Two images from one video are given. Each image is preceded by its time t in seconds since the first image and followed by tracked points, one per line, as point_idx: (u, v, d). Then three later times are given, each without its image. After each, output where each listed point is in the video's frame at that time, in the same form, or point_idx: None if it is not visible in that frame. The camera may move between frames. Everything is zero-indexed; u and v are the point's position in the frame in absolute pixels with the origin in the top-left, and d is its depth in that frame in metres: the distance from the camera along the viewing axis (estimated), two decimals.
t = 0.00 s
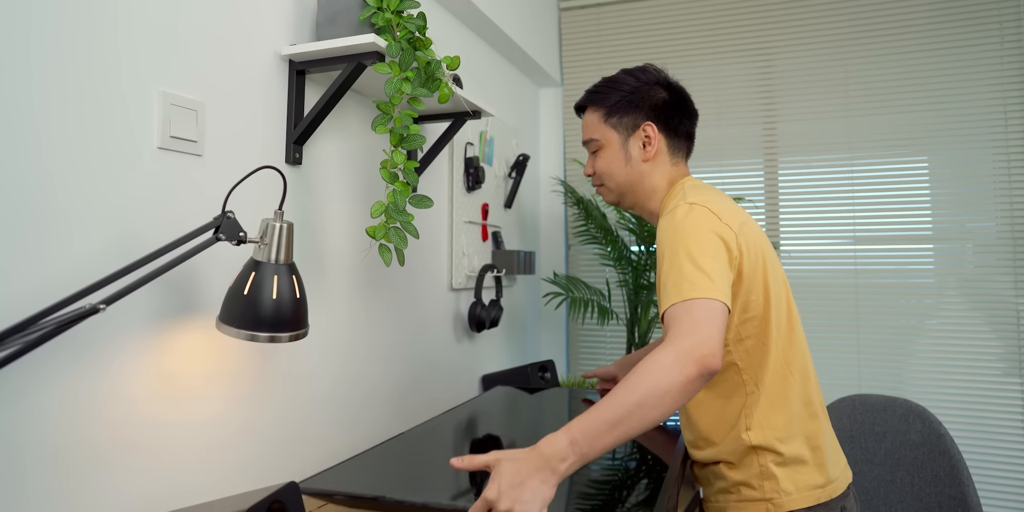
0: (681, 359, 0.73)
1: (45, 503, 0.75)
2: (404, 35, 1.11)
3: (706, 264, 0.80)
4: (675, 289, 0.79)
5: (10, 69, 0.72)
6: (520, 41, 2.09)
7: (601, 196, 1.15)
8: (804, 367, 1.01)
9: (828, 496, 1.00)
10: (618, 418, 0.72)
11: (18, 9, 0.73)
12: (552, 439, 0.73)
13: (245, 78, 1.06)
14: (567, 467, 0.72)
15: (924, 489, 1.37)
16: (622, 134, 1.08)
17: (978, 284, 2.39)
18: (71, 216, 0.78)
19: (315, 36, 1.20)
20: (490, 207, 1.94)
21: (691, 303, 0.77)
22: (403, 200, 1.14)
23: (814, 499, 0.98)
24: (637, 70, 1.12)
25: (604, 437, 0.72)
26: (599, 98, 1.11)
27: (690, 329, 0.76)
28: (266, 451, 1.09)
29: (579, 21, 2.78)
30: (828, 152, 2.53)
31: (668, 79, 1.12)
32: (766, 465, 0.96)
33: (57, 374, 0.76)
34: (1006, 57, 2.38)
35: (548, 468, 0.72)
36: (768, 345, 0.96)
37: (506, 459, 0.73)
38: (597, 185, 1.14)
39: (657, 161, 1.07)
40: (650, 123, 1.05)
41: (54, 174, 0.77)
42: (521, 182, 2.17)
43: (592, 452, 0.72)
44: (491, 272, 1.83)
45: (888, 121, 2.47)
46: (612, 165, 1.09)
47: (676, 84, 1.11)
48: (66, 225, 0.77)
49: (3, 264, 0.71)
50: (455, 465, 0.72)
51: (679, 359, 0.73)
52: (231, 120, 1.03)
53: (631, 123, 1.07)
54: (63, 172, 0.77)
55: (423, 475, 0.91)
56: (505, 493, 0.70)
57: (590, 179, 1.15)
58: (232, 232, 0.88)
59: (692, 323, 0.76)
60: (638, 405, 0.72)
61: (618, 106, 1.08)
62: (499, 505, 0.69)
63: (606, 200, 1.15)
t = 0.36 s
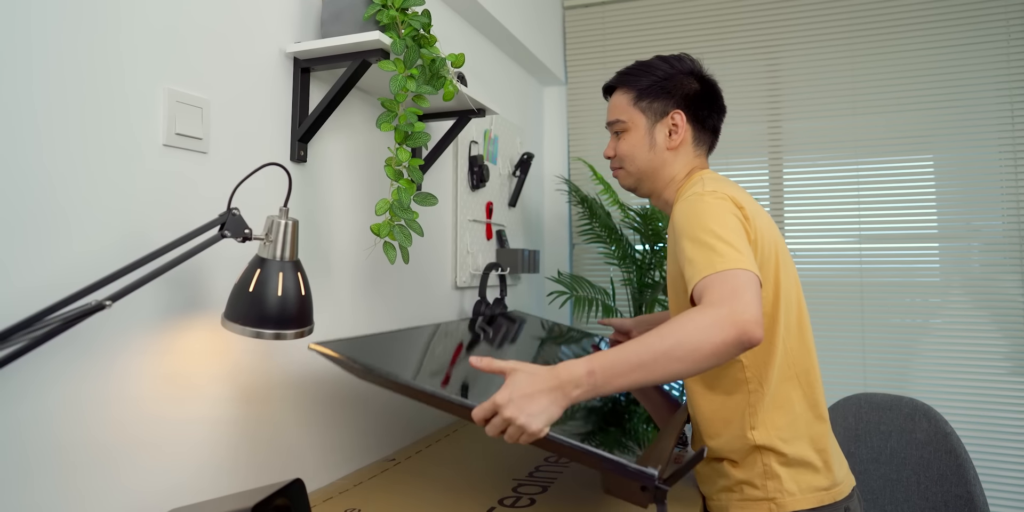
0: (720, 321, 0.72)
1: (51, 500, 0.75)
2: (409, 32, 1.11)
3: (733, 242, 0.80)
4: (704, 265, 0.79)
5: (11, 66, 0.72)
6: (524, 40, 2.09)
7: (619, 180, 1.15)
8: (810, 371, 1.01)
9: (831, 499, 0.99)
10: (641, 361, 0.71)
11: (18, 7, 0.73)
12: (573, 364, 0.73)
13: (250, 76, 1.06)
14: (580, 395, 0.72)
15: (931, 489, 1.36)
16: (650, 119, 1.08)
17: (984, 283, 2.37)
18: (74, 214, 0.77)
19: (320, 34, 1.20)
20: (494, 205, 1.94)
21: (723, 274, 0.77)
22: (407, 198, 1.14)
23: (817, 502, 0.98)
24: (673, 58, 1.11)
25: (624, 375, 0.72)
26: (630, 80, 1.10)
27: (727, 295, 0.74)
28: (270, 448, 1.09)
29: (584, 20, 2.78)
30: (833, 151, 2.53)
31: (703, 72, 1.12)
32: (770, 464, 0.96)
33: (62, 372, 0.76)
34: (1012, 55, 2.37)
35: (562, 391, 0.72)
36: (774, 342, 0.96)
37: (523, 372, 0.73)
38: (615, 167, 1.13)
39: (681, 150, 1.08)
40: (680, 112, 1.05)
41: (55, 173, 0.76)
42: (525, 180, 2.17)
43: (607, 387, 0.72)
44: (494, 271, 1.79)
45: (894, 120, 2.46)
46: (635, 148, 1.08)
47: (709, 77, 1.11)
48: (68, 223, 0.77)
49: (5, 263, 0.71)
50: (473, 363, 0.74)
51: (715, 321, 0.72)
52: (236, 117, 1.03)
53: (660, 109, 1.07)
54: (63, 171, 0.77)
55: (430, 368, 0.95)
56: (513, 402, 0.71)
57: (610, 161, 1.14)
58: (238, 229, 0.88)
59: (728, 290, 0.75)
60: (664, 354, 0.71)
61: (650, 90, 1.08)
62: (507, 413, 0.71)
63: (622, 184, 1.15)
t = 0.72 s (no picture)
0: (726, 339, 0.72)
1: (58, 503, 0.76)
2: (411, 41, 1.12)
3: (749, 256, 0.79)
4: (717, 278, 0.78)
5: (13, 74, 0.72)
6: (526, 45, 2.10)
7: (635, 180, 1.13)
8: (815, 383, 1.02)
9: (831, 507, 1.00)
10: (641, 365, 0.72)
11: (23, 20, 0.74)
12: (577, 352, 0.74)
13: (254, 85, 1.07)
14: (576, 383, 0.73)
15: (933, 492, 1.35)
16: (674, 117, 1.06)
17: (986, 285, 2.37)
18: (75, 224, 0.78)
19: (324, 43, 1.21)
20: (497, 209, 1.94)
21: (739, 291, 0.76)
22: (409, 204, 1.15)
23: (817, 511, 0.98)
24: (690, 55, 1.11)
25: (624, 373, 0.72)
26: (647, 77, 1.08)
27: (741, 314, 0.74)
28: (275, 454, 1.10)
29: (586, 23, 2.78)
30: (835, 153, 2.53)
31: (720, 71, 1.12)
32: (770, 472, 0.97)
33: (69, 381, 0.77)
34: (1015, 57, 2.36)
35: (561, 376, 0.73)
36: (783, 353, 0.97)
37: (528, 346, 0.74)
38: (632, 164, 1.11)
39: (703, 149, 1.08)
40: (705, 110, 1.05)
41: (54, 182, 0.76)
42: (527, 184, 2.18)
43: (606, 381, 0.73)
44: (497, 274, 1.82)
45: (896, 123, 2.46)
46: (659, 146, 1.06)
47: (727, 76, 1.12)
48: (74, 233, 0.78)
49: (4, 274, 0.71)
50: (485, 324, 0.76)
51: (724, 341, 0.72)
52: (241, 125, 1.04)
53: (685, 107, 1.06)
54: (62, 180, 0.77)
55: (436, 308, 0.97)
56: (510, 373, 0.73)
57: (625, 158, 1.11)
58: (242, 238, 0.89)
59: (742, 308, 0.75)
60: (665, 363, 0.71)
61: (675, 87, 1.06)
62: (502, 382, 0.73)
63: (639, 185, 1.13)
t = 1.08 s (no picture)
0: (712, 356, 0.73)
1: (65, 509, 0.77)
2: (414, 49, 1.14)
3: (740, 271, 0.80)
4: (708, 291, 0.79)
5: (16, 80, 0.73)
6: (528, 48, 2.10)
7: (639, 192, 1.13)
8: (813, 389, 1.02)
9: None
10: (628, 377, 0.72)
11: (31, 31, 0.74)
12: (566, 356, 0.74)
13: (258, 92, 1.08)
14: (561, 387, 0.73)
15: (935, 497, 1.35)
16: (673, 129, 1.06)
17: (990, 287, 2.37)
18: (81, 235, 0.79)
19: (327, 50, 1.22)
20: (499, 213, 1.95)
21: (730, 307, 0.77)
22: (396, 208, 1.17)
23: None
24: (680, 64, 1.10)
25: (610, 382, 0.73)
26: (639, 89, 1.07)
27: (729, 330, 0.75)
28: (279, 459, 1.10)
29: (589, 25, 2.79)
30: (838, 155, 2.52)
31: (711, 75, 1.12)
32: (769, 477, 0.97)
33: (75, 388, 0.78)
34: (1019, 58, 2.35)
35: (548, 378, 0.73)
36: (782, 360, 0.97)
37: (522, 343, 0.74)
38: (637, 179, 1.10)
39: (703, 157, 1.09)
40: (703, 118, 1.06)
41: (54, 190, 0.76)
42: (530, 187, 2.18)
43: (592, 388, 0.74)
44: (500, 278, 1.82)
45: (899, 124, 2.46)
46: (663, 159, 1.06)
47: (717, 80, 1.12)
48: (79, 242, 0.78)
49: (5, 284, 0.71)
50: (487, 310, 0.74)
51: (712, 358, 0.73)
52: (245, 132, 1.05)
53: (683, 117, 1.06)
54: (63, 188, 0.77)
55: (444, 284, 0.92)
56: (499, 365, 0.73)
57: (628, 174, 1.11)
58: (246, 245, 0.89)
59: (730, 324, 0.76)
60: (651, 377, 0.72)
61: (671, 99, 1.05)
62: (489, 373, 0.73)
63: (644, 197, 1.13)
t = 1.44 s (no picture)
0: (701, 372, 0.73)
1: None
2: (415, 51, 1.13)
3: (737, 284, 0.80)
4: (701, 305, 0.79)
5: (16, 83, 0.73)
6: (530, 49, 2.10)
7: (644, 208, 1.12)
8: (816, 394, 1.01)
9: None
10: (619, 391, 0.73)
11: (31, 36, 0.74)
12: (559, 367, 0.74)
13: (259, 96, 1.08)
14: (550, 398, 0.73)
15: (938, 501, 1.33)
16: (672, 139, 1.06)
17: (994, 289, 2.36)
18: (81, 240, 0.79)
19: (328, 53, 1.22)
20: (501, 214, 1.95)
21: (723, 321, 0.77)
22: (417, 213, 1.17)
23: None
24: (657, 72, 1.08)
25: (599, 395, 0.73)
26: (625, 104, 1.05)
27: (720, 346, 0.76)
28: (280, 462, 1.10)
29: (590, 26, 2.78)
30: (841, 157, 2.52)
31: (689, 79, 1.11)
32: (771, 480, 0.96)
33: (77, 394, 0.78)
34: None
35: (536, 389, 0.73)
36: (784, 365, 0.96)
37: (518, 351, 0.73)
38: (642, 194, 1.10)
39: (701, 163, 1.10)
40: (697, 123, 1.07)
41: (55, 192, 0.76)
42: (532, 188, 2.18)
43: (579, 400, 0.74)
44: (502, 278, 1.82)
45: (903, 126, 2.45)
46: (667, 171, 1.06)
47: (697, 82, 1.12)
48: (79, 248, 0.78)
49: (7, 285, 0.71)
50: (488, 313, 0.73)
51: (701, 373, 0.73)
52: (245, 136, 1.05)
53: (679, 126, 1.06)
54: (64, 195, 0.77)
55: (453, 256, 0.90)
56: (490, 369, 0.73)
57: (631, 190, 1.10)
58: (246, 250, 0.89)
59: (723, 340, 0.76)
60: (643, 392, 0.73)
61: (665, 110, 1.04)
62: (479, 375, 0.73)
63: (649, 212, 1.13)
